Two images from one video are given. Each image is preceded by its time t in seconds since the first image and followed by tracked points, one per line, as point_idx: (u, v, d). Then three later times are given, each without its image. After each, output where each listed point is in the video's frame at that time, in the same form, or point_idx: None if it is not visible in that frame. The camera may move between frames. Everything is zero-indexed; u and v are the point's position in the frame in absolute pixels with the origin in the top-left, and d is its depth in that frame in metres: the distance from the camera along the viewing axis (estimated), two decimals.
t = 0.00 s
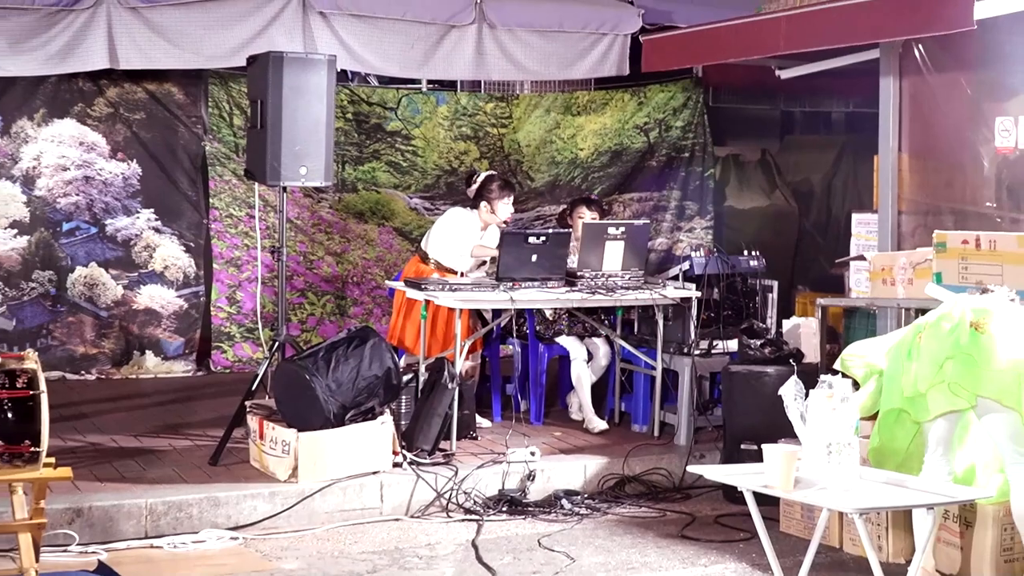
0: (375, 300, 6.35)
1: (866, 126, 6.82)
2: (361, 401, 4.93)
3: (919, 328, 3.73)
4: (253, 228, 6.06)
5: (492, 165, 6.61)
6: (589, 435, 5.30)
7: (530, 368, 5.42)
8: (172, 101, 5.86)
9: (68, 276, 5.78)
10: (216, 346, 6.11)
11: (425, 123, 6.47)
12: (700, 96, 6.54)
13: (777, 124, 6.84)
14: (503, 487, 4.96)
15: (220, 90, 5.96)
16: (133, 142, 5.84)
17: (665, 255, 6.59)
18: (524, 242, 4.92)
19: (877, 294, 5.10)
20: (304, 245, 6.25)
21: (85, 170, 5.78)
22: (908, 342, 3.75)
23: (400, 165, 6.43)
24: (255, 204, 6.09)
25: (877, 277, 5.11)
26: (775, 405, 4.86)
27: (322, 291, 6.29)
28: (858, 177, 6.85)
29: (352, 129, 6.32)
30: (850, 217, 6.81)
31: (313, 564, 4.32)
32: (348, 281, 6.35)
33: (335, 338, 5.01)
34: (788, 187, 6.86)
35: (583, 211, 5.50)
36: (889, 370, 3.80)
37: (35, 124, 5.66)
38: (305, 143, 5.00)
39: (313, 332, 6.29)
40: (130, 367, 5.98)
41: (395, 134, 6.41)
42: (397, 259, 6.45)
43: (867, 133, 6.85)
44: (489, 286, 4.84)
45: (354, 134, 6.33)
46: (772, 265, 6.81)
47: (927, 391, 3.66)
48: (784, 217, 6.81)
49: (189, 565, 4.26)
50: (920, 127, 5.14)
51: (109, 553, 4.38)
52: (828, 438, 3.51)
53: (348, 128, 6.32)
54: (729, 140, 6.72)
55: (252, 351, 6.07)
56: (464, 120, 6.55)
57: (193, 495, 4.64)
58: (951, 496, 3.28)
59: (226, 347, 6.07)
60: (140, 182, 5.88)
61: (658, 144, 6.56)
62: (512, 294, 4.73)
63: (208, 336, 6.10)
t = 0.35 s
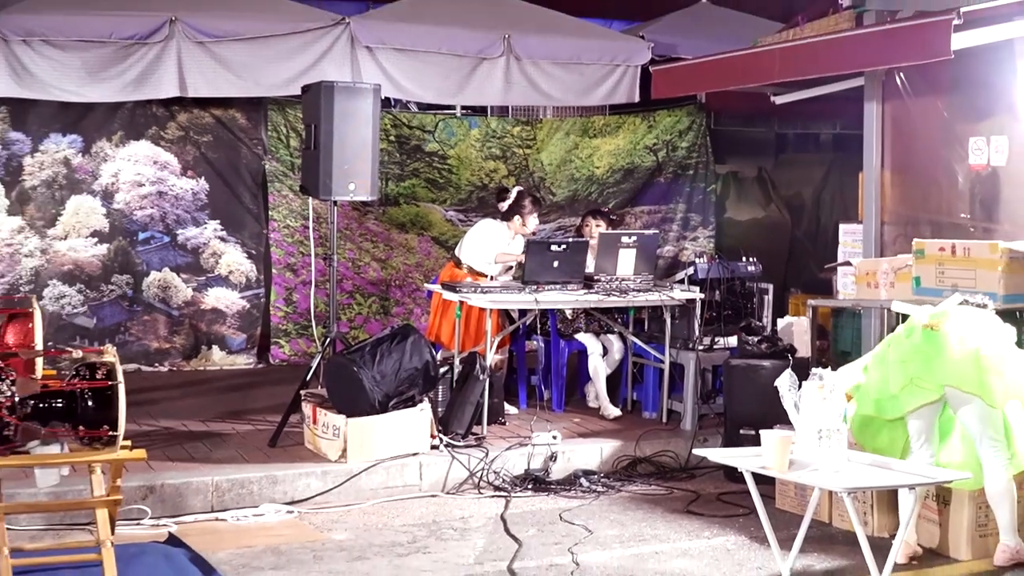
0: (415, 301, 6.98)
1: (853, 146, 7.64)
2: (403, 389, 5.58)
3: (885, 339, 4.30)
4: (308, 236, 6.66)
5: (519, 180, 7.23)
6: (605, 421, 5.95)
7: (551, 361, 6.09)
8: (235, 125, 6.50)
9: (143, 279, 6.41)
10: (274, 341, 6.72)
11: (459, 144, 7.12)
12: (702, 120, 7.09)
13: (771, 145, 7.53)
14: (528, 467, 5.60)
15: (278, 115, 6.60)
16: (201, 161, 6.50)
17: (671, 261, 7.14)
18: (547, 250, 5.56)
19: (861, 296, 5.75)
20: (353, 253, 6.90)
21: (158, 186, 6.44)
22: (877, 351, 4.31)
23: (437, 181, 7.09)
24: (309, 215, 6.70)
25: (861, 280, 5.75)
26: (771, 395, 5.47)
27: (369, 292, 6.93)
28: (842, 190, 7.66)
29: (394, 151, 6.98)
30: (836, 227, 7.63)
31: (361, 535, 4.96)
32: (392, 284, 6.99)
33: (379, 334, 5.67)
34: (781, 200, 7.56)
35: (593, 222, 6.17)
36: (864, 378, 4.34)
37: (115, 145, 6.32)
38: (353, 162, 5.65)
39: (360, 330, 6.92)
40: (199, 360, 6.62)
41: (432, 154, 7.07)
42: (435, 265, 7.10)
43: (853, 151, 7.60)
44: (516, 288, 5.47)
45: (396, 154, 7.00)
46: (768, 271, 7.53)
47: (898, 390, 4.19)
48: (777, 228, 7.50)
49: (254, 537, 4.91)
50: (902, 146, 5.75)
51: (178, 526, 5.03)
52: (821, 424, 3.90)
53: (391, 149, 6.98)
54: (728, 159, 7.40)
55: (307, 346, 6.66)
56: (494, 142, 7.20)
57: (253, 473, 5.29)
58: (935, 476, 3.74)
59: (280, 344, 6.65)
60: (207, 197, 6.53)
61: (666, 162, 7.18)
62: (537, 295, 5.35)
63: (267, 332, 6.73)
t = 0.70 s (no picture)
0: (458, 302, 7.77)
1: (845, 165, 8.63)
2: (447, 378, 6.36)
3: (879, 329, 4.88)
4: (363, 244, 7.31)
5: (549, 194, 8.00)
6: (626, 408, 6.69)
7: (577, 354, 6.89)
8: (301, 147, 7.35)
9: (219, 282, 7.24)
10: (334, 335, 7.53)
11: (496, 163, 7.90)
12: (710, 143, 7.97)
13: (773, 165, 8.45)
14: (557, 448, 6.38)
15: (338, 139, 7.45)
16: (271, 179, 7.34)
17: (683, 267, 8.00)
18: (574, 257, 6.33)
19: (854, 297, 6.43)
20: (402, 260, 7.68)
21: (231, 201, 7.28)
22: (870, 339, 4.90)
23: (476, 197, 7.88)
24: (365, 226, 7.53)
25: (854, 282, 6.44)
26: (773, 384, 6.17)
27: (416, 295, 7.71)
28: (834, 204, 8.66)
29: (439, 170, 7.77)
30: (830, 237, 8.62)
31: (410, 506, 5.73)
32: (438, 288, 7.78)
33: (426, 330, 6.46)
34: (781, 213, 8.51)
35: (610, 235, 6.97)
36: (857, 361, 4.94)
37: (194, 165, 7.16)
38: (403, 179, 6.44)
39: (410, 328, 7.71)
40: (268, 353, 7.43)
41: (472, 172, 7.85)
42: (475, 270, 7.88)
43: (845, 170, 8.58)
44: (547, 290, 6.23)
45: (440, 173, 7.78)
46: (770, 274, 8.48)
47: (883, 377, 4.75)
48: (776, 237, 8.47)
49: (318, 507, 5.70)
50: (890, 164, 6.47)
51: (249, 498, 5.85)
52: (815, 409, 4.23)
53: (436, 168, 7.76)
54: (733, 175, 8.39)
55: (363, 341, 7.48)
56: (527, 162, 7.98)
57: (316, 453, 6.09)
58: (916, 458, 4.02)
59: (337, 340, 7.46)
60: (276, 210, 7.37)
61: (678, 179, 8.03)
62: (565, 296, 6.10)
63: (328, 328, 7.55)
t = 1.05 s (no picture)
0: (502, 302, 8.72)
1: (844, 180, 9.74)
2: (493, 368, 7.30)
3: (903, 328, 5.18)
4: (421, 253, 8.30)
5: (584, 206, 8.94)
6: (648, 393, 7.73)
7: (607, 346, 7.92)
8: (366, 166, 8.40)
9: (296, 284, 8.27)
10: (395, 330, 8.50)
11: (537, 179, 8.88)
12: (725, 162, 8.93)
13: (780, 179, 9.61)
14: (589, 429, 7.29)
15: (398, 159, 8.49)
16: (340, 195, 8.38)
17: (701, 270, 8.97)
18: (605, 262, 7.23)
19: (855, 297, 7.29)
20: (454, 266, 8.64)
21: (307, 214, 8.31)
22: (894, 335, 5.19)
23: (519, 211, 8.85)
24: (422, 234, 8.57)
25: (856, 285, 7.30)
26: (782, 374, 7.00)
27: (467, 296, 8.65)
28: (836, 215, 9.76)
29: (487, 186, 8.75)
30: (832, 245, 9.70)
31: (461, 480, 6.60)
32: (485, 289, 8.72)
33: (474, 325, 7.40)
34: (789, 222, 9.57)
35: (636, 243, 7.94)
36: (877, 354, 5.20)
37: (274, 182, 8.21)
38: (455, 195, 7.38)
39: (462, 325, 8.65)
40: (338, 345, 8.41)
41: (515, 188, 8.82)
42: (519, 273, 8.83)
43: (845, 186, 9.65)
44: (580, 291, 7.15)
45: (487, 189, 8.75)
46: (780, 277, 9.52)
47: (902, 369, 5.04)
48: (784, 245, 9.47)
49: (381, 480, 6.58)
50: (886, 180, 7.30)
51: (322, 472, 6.76)
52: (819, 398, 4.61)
53: (483, 184, 8.73)
54: (744, 187, 9.48)
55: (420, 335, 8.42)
56: (564, 179, 8.95)
57: (379, 432, 7.01)
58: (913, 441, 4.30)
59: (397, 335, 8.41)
60: (345, 222, 8.40)
61: (697, 192, 8.97)
62: (597, 296, 7.00)
63: (389, 324, 8.51)
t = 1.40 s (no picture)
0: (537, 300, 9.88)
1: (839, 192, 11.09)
2: (530, 357, 8.34)
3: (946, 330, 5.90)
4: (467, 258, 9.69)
5: (609, 216, 10.22)
6: (667, 378, 8.90)
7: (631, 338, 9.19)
8: (419, 181, 9.72)
9: (359, 284, 9.59)
10: (445, 324, 9.81)
11: (568, 194, 10.16)
12: (734, 177, 10.04)
13: (781, 192, 10.88)
14: (613, 412, 8.28)
15: (449, 176, 9.87)
16: (396, 207, 9.68)
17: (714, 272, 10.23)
18: (628, 266, 8.27)
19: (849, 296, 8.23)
20: (496, 268, 10.03)
21: (368, 224, 9.62)
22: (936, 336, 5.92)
23: (550, 221, 10.09)
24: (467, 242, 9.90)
25: (851, 285, 8.23)
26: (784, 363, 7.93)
27: (507, 297, 9.90)
28: (832, 223, 11.12)
29: (524, 199, 10.01)
30: (827, 249, 11.12)
31: (502, 455, 7.42)
32: (523, 289, 9.96)
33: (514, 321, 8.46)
34: (790, 230, 10.89)
35: (655, 247, 9.28)
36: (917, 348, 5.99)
37: (340, 196, 9.52)
38: (496, 207, 8.48)
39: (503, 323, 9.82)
40: (395, 336, 9.67)
41: (548, 202, 10.09)
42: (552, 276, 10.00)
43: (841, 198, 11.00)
44: (606, 290, 8.20)
45: (525, 203, 10.01)
46: (784, 276, 10.84)
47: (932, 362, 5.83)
48: (785, 249, 10.81)
49: (432, 455, 7.40)
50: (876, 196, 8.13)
51: (381, 447, 7.60)
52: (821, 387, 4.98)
53: (521, 197, 10.00)
54: (752, 199, 10.76)
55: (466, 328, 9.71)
56: (591, 193, 10.23)
57: (431, 414, 7.91)
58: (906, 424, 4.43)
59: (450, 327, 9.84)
60: (400, 230, 9.69)
61: (709, 203, 10.15)
62: (620, 295, 8.01)
63: (439, 319, 9.84)
